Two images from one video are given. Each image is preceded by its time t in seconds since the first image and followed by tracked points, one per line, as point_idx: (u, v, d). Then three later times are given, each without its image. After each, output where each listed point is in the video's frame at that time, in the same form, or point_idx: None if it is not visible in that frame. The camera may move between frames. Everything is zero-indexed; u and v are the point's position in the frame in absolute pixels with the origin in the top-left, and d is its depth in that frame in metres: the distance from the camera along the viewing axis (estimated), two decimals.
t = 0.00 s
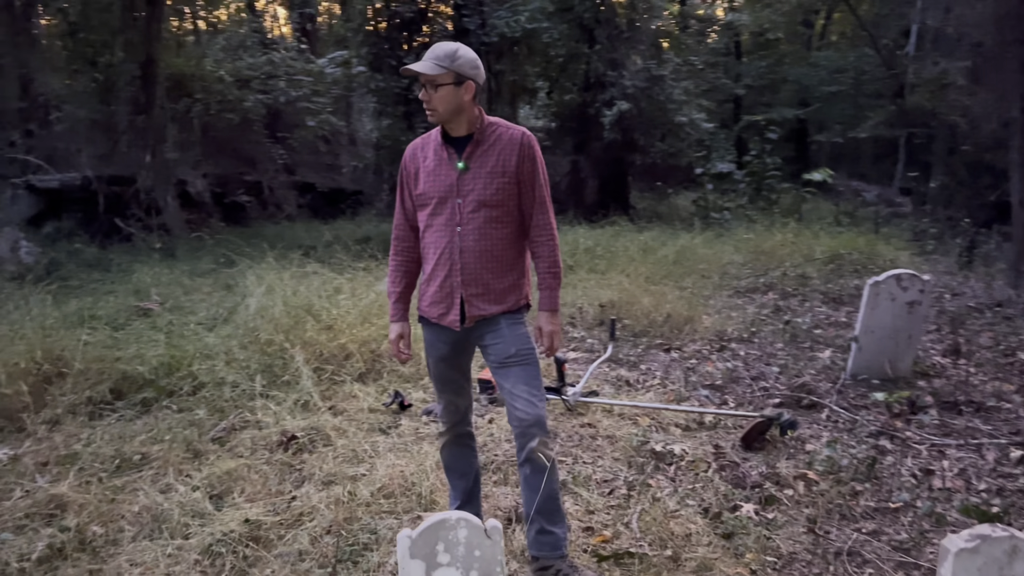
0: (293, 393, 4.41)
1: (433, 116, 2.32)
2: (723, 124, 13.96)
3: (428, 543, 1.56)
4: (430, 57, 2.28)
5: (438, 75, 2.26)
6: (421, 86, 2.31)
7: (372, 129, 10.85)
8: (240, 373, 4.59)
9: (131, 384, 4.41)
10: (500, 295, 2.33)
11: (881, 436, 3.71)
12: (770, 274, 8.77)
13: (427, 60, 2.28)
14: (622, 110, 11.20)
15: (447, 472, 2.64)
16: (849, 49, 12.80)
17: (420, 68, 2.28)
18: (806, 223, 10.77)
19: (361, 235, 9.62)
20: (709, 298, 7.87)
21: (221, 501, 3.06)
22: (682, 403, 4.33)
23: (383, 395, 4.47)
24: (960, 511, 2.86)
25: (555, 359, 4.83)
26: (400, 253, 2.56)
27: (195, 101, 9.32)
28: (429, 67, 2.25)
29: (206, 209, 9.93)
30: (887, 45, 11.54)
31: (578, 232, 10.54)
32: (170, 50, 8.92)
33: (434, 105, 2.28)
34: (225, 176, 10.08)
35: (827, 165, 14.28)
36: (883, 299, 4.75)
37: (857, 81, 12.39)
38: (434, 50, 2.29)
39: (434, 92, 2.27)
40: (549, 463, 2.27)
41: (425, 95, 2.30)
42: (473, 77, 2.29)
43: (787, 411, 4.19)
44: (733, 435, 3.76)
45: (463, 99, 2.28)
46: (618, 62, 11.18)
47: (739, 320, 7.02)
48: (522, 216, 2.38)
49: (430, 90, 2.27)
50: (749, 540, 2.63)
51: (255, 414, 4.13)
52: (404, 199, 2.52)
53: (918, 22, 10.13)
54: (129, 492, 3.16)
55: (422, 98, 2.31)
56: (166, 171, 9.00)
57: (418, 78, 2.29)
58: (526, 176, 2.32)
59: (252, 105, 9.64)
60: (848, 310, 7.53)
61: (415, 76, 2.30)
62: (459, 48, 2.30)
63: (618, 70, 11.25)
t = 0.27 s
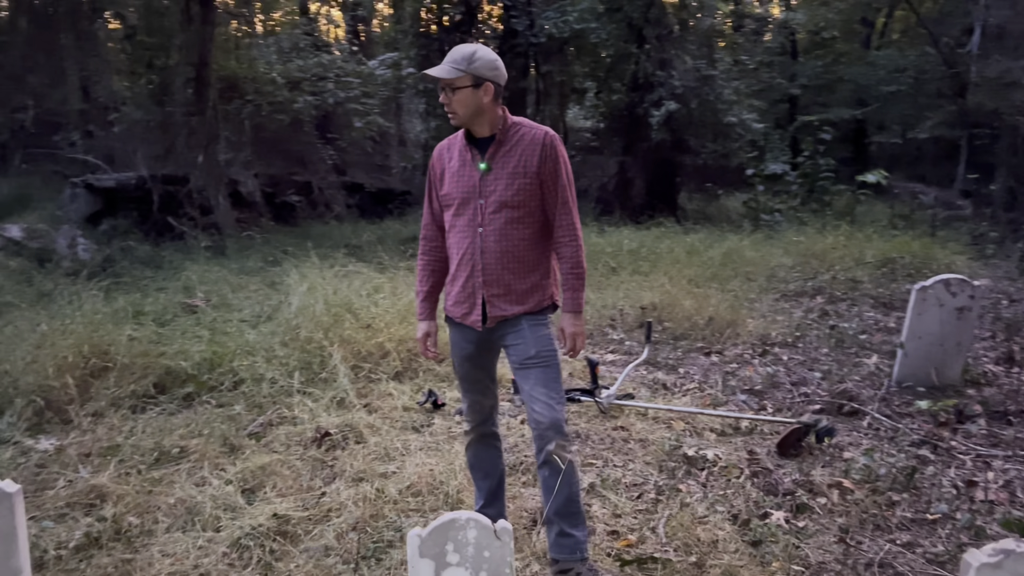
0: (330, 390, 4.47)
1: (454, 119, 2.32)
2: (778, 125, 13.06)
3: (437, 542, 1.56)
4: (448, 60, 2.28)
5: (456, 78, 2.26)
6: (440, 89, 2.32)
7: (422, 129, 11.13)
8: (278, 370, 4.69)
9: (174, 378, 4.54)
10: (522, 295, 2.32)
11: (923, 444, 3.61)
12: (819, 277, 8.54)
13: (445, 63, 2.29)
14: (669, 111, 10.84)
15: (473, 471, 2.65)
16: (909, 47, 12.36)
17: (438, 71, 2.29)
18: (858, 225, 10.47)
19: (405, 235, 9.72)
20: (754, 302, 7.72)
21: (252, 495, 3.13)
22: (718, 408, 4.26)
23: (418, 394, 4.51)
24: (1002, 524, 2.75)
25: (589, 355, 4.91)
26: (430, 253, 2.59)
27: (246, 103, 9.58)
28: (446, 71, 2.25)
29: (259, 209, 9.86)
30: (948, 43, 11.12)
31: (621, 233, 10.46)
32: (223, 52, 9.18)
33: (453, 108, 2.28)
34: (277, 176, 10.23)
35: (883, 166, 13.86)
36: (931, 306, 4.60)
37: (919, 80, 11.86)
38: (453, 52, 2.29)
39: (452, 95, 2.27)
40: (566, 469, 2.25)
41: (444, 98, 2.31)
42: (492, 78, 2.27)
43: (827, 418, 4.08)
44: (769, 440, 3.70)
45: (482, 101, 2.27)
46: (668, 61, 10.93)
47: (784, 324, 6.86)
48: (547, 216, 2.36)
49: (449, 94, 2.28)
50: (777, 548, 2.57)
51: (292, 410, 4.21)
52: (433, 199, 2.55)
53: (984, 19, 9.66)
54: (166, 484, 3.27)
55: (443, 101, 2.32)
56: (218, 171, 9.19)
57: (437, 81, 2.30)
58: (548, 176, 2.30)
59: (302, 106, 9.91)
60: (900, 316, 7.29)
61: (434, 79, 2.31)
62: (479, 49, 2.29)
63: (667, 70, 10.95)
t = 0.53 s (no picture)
0: (364, 384, 4.52)
1: (474, 116, 2.35)
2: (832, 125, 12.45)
3: (442, 534, 1.57)
4: (467, 58, 2.31)
5: (474, 76, 2.29)
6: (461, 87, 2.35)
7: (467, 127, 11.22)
8: (314, 365, 4.77)
9: (214, 371, 4.66)
10: (540, 291, 2.33)
11: (962, 449, 3.50)
12: (866, 280, 8.32)
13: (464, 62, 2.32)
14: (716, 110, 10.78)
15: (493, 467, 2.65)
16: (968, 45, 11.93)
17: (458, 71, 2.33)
18: (909, 227, 10.17)
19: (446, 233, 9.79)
20: (798, 304, 7.55)
21: (280, 485, 3.20)
22: (751, 410, 4.19)
23: (450, 390, 4.53)
24: None
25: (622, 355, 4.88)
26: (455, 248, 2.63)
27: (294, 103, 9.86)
28: (464, 70, 2.28)
29: (307, 207, 9.92)
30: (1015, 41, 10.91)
31: (663, 232, 10.36)
32: (275, 52, 9.43)
33: (472, 106, 2.31)
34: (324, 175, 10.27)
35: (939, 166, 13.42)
36: (975, 308, 4.39)
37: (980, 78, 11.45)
38: (472, 51, 2.32)
39: (470, 93, 2.30)
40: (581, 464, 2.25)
41: (464, 96, 2.34)
42: (510, 75, 2.28)
43: (862, 421, 3.98)
44: (802, 443, 3.63)
45: (500, 98, 2.29)
46: (714, 61, 10.80)
47: (828, 326, 6.70)
48: (566, 212, 2.35)
49: (468, 92, 2.31)
50: (800, 552, 2.53)
51: (326, 404, 4.28)
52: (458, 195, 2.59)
53: None
54: (199, 473, 3.36)
55: (463, 99, 2.35)
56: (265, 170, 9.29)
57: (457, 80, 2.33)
58: (565, 171, 2.29)
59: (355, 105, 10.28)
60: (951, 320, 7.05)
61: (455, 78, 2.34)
62: (497, 46, 2.31)
63: (714, 68, 10.85)
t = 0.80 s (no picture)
0: (393, 382, 4.58)
1: (494, 115, 2.39)
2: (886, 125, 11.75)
3: (441, 528, 1.67)
4: (486, 58, 2.34)
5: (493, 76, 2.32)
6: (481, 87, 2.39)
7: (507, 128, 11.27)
8: (345, 362, 4.85)
9: (249, 367, 4.77)
10: (554, 287, 2.34)
11: (998, 458, 3.39)
12: (911, 283, 8.11)
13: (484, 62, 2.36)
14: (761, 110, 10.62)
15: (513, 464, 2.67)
16: None
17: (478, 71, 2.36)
18: (958, 230, 9.87)
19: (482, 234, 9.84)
20: (838, 307, 7.40)
21: (305, 479, 3.26)
22: (779, 414, 4.12)
23: (477, 389, 4.56)
24: None
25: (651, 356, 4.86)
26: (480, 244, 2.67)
27: (337, 103, 9.99)
28: (482, 69, 2.32)
29: (350, 207, 10.07)
30: None
31: (701, 233, 10.25)
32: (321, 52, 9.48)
33: (490, 105, 2.35)
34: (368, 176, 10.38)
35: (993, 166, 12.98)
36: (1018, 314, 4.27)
37: None
38: (492, 51, 2.35)
39: (488, 92, 2.34)
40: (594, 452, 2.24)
41: (484, 95, 2.38)
42: (529, 74, 2.30)
43: (895, 427, 3.89)
44: (829, 448, 3.56)
45: (519, 97, 2.31)
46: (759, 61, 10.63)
47: (868, 330, 6.55)
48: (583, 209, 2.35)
49: (486, 91, 2.34)
50: (817, 558, 2.50)
51: (355, 400, 4.35)
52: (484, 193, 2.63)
53: None
54: (228, 466, 3.44)
55: (484, 98, 2.39)
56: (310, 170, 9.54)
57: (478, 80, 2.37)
58: (581, 168, 2.28)
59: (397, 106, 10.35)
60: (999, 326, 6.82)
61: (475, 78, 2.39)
62: (519, 45, 2.33)
63: (759, 68, 10.72)
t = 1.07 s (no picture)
0: (424, 380, 4.63)
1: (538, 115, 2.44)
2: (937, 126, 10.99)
3: (450, 522, 1.75)
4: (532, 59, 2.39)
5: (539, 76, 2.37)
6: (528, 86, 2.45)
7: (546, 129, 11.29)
8: (378, 359, 4.91)
9: (285, 363, 4.86)
10: (579, 289, 2.37)
11: None
12: (959, 287, 7.88)
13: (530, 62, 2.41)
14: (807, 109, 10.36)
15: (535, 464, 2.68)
16: None
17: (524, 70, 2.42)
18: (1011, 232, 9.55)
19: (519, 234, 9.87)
20: (881, 310, 7.23)
21: (333, 473, 3.32)
22: (812, 418, 4.06)
23: (506, 388, 4.58)
24: None
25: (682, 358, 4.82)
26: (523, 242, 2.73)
27: (380, 104, 10.21)
28: (526, 69, 2.37)
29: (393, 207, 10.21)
30: None
31: (741, 235, 10.12)
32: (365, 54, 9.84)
33: (533, 104, 2.40)
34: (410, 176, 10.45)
35: None
36: None
37: None
38: (539, 51, 2.40)
39: (532, 91, 2.39)
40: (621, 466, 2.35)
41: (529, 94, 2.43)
42: (576, 74, 2.34)
43: (930, 434, 3.80)
44: (861, 454, 3.50)
45: (565, 97, 2.35)
46: (805, 60, 10.50)
47: (912, 334, 6.39)
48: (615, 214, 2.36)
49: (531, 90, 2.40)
50: (839, 564, 2.48)
51: (386, 397, 4.40)
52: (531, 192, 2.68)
53: None
54: (259, 459, 3.51)
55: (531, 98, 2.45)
56: (352, 170, 9.62)
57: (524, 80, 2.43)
58: (612, 172, 2.30)
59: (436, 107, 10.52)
60: None
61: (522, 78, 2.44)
62: (568, 46, 2.37)
63: (805, 68, 10.50)
